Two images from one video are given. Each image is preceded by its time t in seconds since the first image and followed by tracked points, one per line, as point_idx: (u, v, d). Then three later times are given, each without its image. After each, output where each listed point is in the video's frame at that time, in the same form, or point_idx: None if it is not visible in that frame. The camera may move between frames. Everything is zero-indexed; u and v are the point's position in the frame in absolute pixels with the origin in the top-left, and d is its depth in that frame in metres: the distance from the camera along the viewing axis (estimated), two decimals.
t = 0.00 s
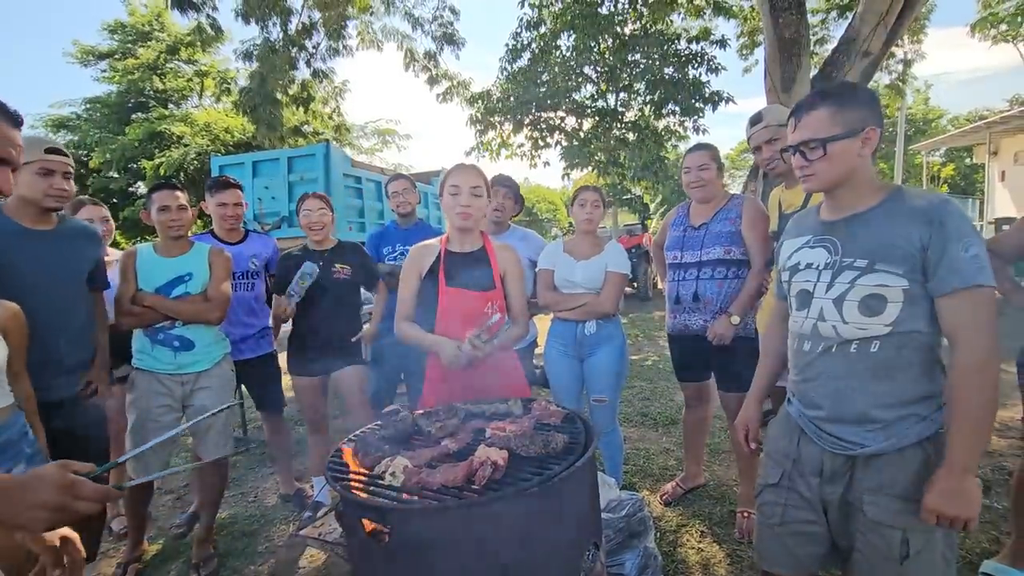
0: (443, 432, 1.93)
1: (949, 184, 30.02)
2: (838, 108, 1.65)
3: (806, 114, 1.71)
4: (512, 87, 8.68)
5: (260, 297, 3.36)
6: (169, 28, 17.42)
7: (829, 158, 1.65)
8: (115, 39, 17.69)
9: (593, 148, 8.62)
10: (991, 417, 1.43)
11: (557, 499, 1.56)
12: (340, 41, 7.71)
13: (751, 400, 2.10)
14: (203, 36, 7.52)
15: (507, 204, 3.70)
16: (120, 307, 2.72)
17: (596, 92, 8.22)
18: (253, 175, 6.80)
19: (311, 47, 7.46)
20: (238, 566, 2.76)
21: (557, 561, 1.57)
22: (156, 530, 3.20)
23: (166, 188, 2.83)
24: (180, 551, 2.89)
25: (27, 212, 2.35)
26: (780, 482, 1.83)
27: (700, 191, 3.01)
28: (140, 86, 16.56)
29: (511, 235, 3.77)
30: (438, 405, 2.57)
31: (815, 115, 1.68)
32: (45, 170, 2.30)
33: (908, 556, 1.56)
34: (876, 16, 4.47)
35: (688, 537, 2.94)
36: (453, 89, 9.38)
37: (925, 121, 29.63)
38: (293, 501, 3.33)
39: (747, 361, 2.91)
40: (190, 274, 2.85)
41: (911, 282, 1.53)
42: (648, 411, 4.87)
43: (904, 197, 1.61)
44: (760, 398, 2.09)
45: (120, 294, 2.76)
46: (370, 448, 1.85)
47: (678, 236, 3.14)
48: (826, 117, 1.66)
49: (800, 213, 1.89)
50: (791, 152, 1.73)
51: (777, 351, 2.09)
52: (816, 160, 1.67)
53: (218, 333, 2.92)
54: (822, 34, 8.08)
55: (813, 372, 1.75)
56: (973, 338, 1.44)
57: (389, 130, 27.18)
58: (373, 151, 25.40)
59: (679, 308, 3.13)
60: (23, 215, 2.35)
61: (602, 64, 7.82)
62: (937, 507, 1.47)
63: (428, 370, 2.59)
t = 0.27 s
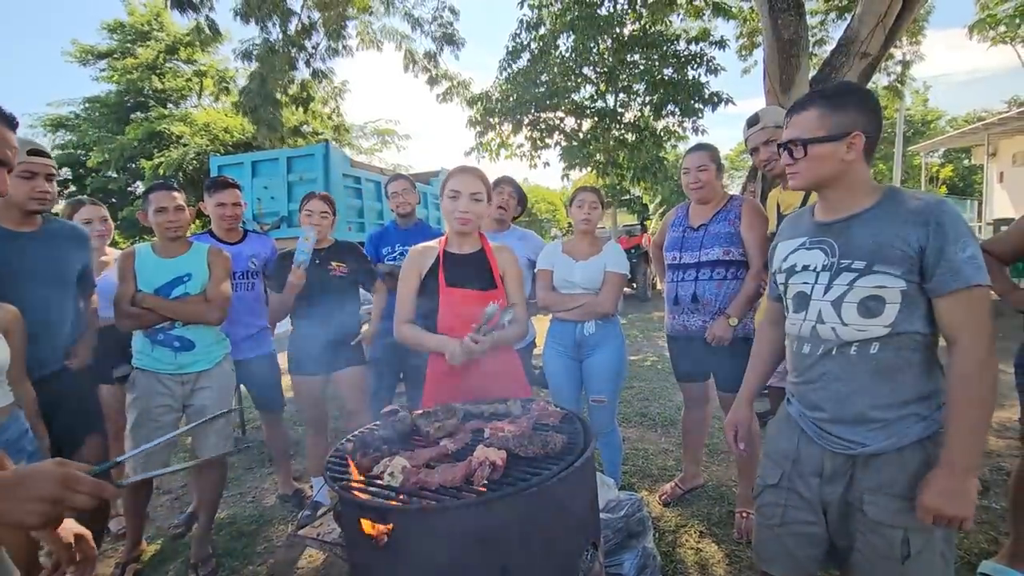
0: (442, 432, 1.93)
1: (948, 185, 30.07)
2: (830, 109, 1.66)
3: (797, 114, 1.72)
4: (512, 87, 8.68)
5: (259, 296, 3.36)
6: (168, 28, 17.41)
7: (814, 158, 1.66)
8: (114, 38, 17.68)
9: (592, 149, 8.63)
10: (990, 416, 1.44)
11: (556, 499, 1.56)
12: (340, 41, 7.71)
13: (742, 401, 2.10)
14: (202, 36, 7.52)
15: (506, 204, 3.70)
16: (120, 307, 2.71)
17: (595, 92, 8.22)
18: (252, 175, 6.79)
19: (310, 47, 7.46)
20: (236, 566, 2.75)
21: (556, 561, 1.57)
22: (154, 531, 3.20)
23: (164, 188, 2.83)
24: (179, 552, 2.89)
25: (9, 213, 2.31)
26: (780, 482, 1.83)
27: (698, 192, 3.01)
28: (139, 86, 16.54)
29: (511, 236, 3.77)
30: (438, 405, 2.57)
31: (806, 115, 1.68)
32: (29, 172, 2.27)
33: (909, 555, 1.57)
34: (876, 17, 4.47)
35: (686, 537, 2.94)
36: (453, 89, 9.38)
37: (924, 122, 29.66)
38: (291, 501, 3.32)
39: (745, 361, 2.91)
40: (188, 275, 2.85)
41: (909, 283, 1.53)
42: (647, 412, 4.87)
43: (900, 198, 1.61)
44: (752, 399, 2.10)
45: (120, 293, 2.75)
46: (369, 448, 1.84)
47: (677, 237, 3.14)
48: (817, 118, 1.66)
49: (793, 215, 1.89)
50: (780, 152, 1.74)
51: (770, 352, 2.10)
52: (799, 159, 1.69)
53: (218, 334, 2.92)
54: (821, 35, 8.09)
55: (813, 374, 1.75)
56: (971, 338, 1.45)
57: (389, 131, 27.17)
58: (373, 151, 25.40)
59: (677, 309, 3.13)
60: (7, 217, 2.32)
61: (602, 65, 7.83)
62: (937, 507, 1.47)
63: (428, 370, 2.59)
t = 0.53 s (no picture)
0: (442, 431, 1.93)
1: (946, 186, 30.15)
2: (823, 108, 1.66)
3: (791, 114, 1.72)
4: (510, 88, 8.69)
5: (258, 296, 3.36)
6: (166, 28, 17.40)
7: (803, 158, 1.67)
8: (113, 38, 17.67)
9: (591, 149, 8.63)
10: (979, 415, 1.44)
11: (555, 498, 1.56)
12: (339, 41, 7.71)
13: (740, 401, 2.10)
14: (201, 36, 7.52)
15: (505, 204, 3.70)
16: (119, 307, 2.71)
17: (594, 92, 8.23)
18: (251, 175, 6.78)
19: (309, 47, 7.45)
20: (235, 566, 2.75)
21: (556, 559, 1.57)
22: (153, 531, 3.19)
23: (162, 187, 2.83)
24: (177, 551, 2.88)
25: None
26: (781, 482, 1.83)
27: (696, 192, 3.01)
28: (138, 85, 16.52)
29: (510, 235, 3.77)
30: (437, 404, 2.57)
31: (799, 115, 1.69)
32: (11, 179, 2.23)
33: (913, 553, 1.57)
34: (874, 18, 4.48)
35: (685, 537, 2.94)
36: (452, 90, 9.38)
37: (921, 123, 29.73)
38: (290, 501, 3.31)
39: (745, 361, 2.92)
40: (187, 275, 2.85)
41: (900, 284, 1.54)
42: (646, 412, 4.88)
43: (890, 199, 1.61)
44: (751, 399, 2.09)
45: (119, 294, 2.75)
46: (370, 447, 1.85)
47: (676, 237, 3.14)
48: (810, 118, 1.66)
49: (787, 217, 1.89)
50: (773, 152, 1.74)
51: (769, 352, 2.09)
52: (790, 158, 1.70)
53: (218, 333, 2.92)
54: (819, 36, 8.11)
55: (811, 375, 1.75)
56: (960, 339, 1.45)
57: (388, 132, 27.18)
58: (372, 151, 25.41)
59: (676, 309, 3.14)
60: None
61: (601, 65, 7.83)
62: (919, 504, 1.49)
63: (428, 369, 2.59)
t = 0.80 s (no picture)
0: (442, 431, 1.93)
1: (944, 187, 30.18)
2: (820, 107, 1.66)
3: (789, 111, 1.72)
4: (510, 88, 8.69)
5: (257, 295, 3.35)
6: (165, 27, 17.37)
7: (799, 156, 1.67)
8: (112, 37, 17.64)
9: (591, 149, 8.63)
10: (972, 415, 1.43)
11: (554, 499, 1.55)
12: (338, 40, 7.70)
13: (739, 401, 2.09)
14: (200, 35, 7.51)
15: (505, 204, 3.70)
16: (119, 307, 2.71)
17: (594, 92, 8.23)
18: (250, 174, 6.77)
19: (308, 46, 7.44)
20: (234, 566, 2.74)
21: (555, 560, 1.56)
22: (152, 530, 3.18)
23: (162, 186, 2.82)
24: (176, 551, 2.88)
25: None
26: (783, 481, 1.83)
27: (694, 193, 3.01)
28: (137, 84, 16.49)
29: (510, 235, 3.77)
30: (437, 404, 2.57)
31: (795, 113, 1.69)
32: None
33: (916, 552, 1.55)
34: (873, 18, 4.48)
35: (685, 537, 2.94)
36: (452, 89, 9.38)
37: (920, 124, 29.76)
38: (289, 500, 3.30)
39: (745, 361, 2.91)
40: (186, 274, 2.84)
41: (892, 284, 1.53)
42: (645, 412, 4.87)
43: (884, 199, 1.60)
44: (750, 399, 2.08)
45: (118, 293, 2.75)
46: (372, 446, 1.84)
47: (675, 237, 3.14)
48: (807, 116, 1.66)
49: (786, 217, 1.89)
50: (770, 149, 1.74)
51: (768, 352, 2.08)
52: (787, 155, 1.70)
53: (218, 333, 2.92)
54: (818, 37, 8.11)
55: (809, 375, 1.75)
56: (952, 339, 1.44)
57: (387, 132, 27.16)
58: (371, 151, 25.39)
59: (675, 310, 3.13)
60: None
61: (601, 65, 7.84)
62: (913, 506, 1.48)
63: (428, 368, 2.59)
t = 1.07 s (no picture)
0: (442, 431, 1.92)
1: (944, 187, 30.19)
2: (827, 105, 1.64)
3: (795, 109, 1.71)
4: (510, 88, 8.68)
5: (258, 295, 3.33)
6: (165, 26, 17.36)
7: (803, 154, 1.65)
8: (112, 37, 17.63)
9: (591, 149, 8.63)
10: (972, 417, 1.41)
11: (555, 501, 1.53)
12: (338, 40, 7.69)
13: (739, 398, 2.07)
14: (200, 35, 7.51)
15: (506, 204, 3.69)
16: (119, 307, 2.71)
17: (594, 93, 8.23)
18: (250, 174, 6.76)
19: (308, 46, 7.43)
20: (233, 567, 2.73)
21: (556, 563, 1.55)
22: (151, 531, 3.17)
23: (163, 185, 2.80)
24: (175, 552, 2.87)
25: None
26: (785, 482, 1.82)
27: (694, 192, 3.00)
28: (137, 84, 16.48)
29: (511, 235, 3.75)
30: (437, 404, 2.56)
31: (801, 111, 1.67)
32: None
33: (918, 554, 1.54)
34: (875, 17, 4.47)
35: (686, 538, 2.93)
36: (452, 89, 9.37)
37: (920, 125, 29.76)
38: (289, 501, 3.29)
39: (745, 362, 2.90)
40: (187, 274, 2.82)
41: (892, 285, 1.52)
42: (646, 412, 4.87)
43: (886, 199, 1.59)
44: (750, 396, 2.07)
45: (117, 292, 2.74)
46: (371, 446, 1.83)
47: (676, 237, 3.13)
48: (812, 113, 1.65)
49: (788, 216, 1.88)
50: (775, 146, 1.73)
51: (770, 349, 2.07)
52: (792, 152, 1.68)
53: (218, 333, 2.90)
54: (818, 37, 8.10)
55: (809, 375, 1.74)
56: (953, 340, 1.43)
57: (388, 132, 27.16)
58: (371, 151, 25.37)
59: (676, 310, 3.12)
60: None
61: (601, 66, 7.83)
62: (914, 509, 1.46)
63: (427, 368, 2.57)
